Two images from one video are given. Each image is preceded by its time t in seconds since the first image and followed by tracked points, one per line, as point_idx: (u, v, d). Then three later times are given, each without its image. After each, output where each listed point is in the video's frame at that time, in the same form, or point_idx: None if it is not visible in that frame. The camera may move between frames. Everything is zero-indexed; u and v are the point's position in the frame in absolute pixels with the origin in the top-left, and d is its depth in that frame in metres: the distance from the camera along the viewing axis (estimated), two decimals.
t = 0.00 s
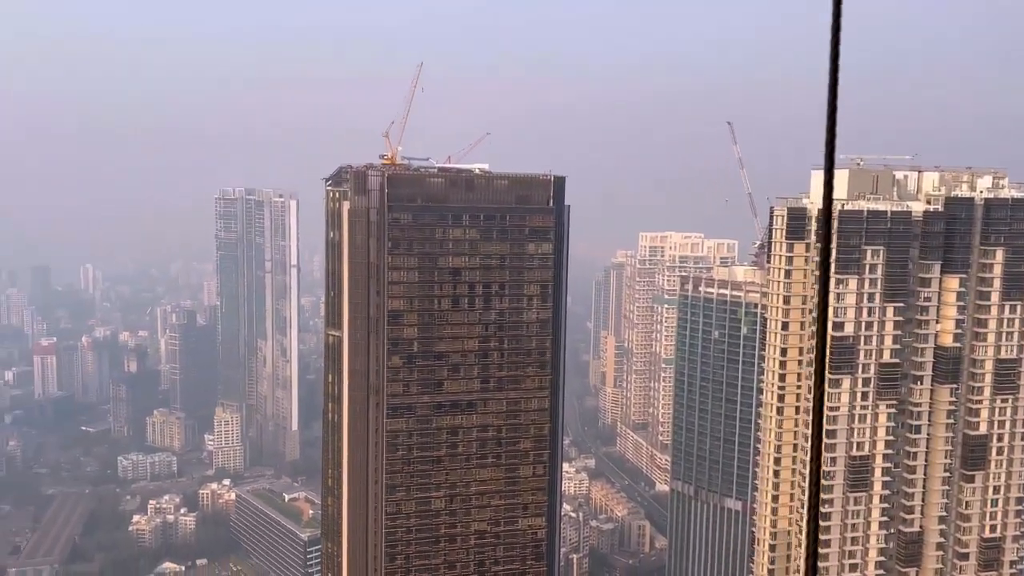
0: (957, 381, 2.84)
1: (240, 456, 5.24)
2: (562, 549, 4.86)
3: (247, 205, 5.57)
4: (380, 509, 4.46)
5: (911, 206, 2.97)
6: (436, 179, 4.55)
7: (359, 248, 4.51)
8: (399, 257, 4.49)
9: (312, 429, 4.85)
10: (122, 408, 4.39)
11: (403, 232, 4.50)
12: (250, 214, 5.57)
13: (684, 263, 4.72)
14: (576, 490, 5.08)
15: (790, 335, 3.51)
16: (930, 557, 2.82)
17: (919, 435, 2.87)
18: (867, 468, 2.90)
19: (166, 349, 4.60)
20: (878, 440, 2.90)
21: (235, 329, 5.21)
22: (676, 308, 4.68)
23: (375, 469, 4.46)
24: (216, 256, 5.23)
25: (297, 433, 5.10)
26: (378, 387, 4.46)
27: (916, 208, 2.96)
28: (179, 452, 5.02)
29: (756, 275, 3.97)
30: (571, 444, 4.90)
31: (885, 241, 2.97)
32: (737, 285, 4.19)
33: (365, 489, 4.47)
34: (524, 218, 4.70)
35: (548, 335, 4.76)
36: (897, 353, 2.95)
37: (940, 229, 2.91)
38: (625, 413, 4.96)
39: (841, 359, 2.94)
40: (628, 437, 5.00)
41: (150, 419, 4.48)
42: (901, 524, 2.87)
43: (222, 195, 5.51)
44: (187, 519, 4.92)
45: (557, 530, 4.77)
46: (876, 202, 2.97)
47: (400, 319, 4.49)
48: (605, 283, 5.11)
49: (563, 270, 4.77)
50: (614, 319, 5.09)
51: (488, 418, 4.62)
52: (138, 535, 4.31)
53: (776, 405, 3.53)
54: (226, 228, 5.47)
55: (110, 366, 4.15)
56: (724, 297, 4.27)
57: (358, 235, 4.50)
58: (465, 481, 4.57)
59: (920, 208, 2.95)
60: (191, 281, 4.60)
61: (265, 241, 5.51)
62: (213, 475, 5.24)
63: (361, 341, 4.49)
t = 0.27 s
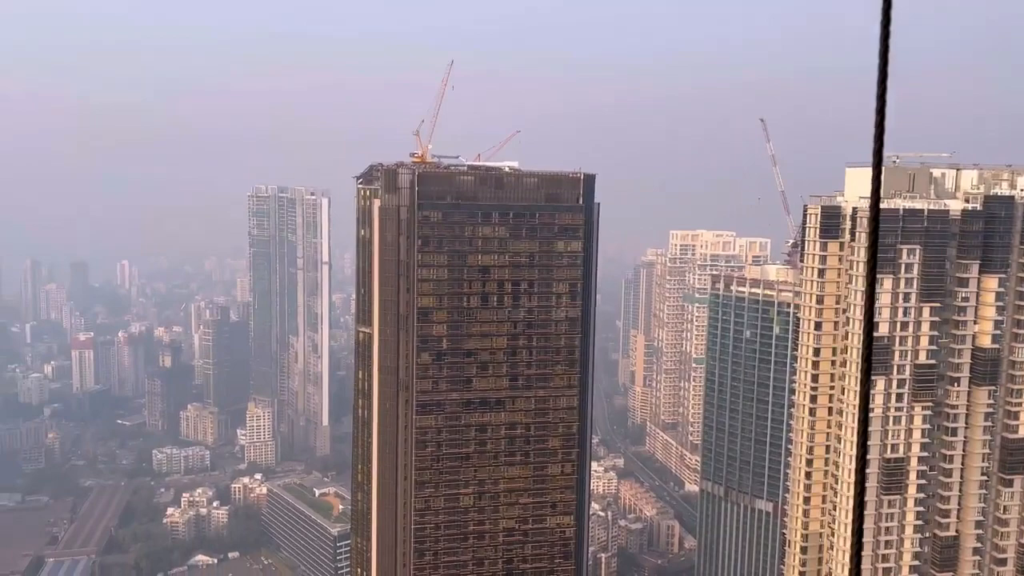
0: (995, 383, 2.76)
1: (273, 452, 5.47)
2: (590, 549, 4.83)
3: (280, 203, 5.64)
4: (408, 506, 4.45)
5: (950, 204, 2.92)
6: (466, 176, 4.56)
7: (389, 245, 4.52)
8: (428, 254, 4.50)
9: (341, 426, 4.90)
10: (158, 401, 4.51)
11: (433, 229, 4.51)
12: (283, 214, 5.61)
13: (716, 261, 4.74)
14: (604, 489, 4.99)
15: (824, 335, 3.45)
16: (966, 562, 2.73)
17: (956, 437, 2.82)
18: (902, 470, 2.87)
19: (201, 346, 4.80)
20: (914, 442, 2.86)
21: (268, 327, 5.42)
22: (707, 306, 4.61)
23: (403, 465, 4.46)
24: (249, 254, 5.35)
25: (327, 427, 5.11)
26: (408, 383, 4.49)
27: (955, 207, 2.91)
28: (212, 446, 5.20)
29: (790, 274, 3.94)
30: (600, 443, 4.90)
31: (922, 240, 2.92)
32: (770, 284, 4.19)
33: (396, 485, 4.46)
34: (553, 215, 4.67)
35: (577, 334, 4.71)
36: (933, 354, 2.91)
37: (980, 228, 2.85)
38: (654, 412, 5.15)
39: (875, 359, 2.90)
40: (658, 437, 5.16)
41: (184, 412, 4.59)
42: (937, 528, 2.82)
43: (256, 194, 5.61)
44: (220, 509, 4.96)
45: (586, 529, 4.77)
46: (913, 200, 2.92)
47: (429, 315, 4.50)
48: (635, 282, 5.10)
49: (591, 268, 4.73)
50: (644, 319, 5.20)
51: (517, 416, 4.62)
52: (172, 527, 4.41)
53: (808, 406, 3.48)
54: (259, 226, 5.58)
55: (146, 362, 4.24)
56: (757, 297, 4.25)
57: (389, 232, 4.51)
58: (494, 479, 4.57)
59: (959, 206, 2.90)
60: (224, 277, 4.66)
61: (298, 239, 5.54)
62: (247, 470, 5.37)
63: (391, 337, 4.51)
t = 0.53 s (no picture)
0: None
1: (303, 447, 5.53)
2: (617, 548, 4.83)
3: (311, 201, 5.68)
4: (437, 504, 4.48)
5: (987, 203, 2.86)
6: (494, 175, 4.59)
7: (418, 244, 4.54)
8: (456, 253, 4.52)
9: (370, 422, 4.95)
10: (191, 395, 4.59)
11: (462, 228, 4.53)
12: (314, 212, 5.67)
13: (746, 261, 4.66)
14: (632, 489, 5.04)
15: (856, 335, 3.40)
16: (1002, 567, 2.73)
17: (992, 440, 2.78)
18: (935, 474, 2.82)
19: (232, 342, 4.90)
20: (947, 445, 2.82)
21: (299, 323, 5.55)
22: (737, 305, 4.58)
23: (432, 462, 4.50)
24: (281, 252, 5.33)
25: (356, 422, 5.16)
26: (436, 381, 4.51)
27: (992, 205, 2.86)
28: (244, 441, 5.25)
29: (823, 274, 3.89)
30: (626, 442, 4.85)
31: (959, 239, 2.86)
32: (801, 284, 4.11)
33: (423, 482, 4.51)
34: (582, 213, 4.64)
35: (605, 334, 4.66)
36: (969, 355, 2.84)
37: (1019, 227, 2.81)
38: (681, 411, 5.25)
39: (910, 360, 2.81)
40: (685, 436, 5.28)
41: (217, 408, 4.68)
42: (971, 533, 2.78)
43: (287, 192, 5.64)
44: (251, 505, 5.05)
45: (613, 528, 4.73)
46: (949, 199, 2.85)
47: (457, 314, 4.51)
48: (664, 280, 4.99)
49: (619, 267, 4.68)
50: (673, 318, 5.15)
51: (544, 414, 4.60)
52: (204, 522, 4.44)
53: (840, 407, 3.43)
54: (291, 223, 5.62)
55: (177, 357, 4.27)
56: (788, 297, 4.17)
57: (418, 230, 4.54)
58: (521, 477, 4.57)
59: (996, 204, 2.85)
60: (257, 274, 4.69)
61: (328, 237, 5.60)
62: (276, 465, 5.46)
63: (419, 335, 4.53)
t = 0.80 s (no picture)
0: None
1: (332, 443, 5.50)
2: (643, 549, 4.76)
3: (340, 200, 5.77)
4: (464, 502, 4.49)
5: None
6: (522, 174, 4.59)
7: (445, 243, 4.56)
8: (484, 251, 4.52)
9: (398, 419, 4.98)
10: (222, 392, 4.62)
11: (489, 226, 4.53)
12: (343, 211, 5.75)
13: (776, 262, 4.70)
14: (659, 490, 4.88)
15: (889, 336, 3.35)
16: None
17: None
18: (971, 479, 2.74)
19: (264, 338, 4.84)
20: (983, 450, 2.76)
21: (328, 319, 5.54)
22: (768, 305, 4.54)
23: (459, 460, 4.51)
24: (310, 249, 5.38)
25: (383, 420, 5.25)
26: (463, 379, 4.53)
27: None
28: (273, 436, 5.14)
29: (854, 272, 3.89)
30: (655, 442, 4.78)
31: (995, 239, 2.83)
32: (833, 284, 4.06)
33: (449, 480, 4.53)
34: (610, 212, 4.62)
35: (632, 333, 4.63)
36: (1005, 358, 2.79)
37: None
38: (711, 411, 5.11)
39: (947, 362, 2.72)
40: (713, 438, 5.15)
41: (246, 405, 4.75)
42: (1006, 538, 2.74)
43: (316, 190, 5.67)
44: (279, 501, 4.94)
45: (640, 529, 4.68)
46: (984, 199, 2.83)
47: (484, 312, 4.52)
48: (694, 279, 4.92)
49: (647, 265, 4.63)
50: (702, 317, 5.10)
51: (571, 414, 4.57)
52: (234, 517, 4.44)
53: (871, 409, 3.38)
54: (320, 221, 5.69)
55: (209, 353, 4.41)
56: (819, 297, 4.13)
57: (445, 228, 4.56)
58: (547, 475, 4.55)
59: None
60: (286, 273, 4.74)
61: (357, 236, 5.67)
62: (304, 463, 5.36)
63: (447, 334, 4.55)
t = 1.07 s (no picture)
0: None
1: (359, 441, 5.62)
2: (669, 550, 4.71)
3: (367, 199, 5.81)
4: (490, 501, 4.50)
5: None
6: (548, 173, 4.58)
7: (471, 242, 4.57)
8: (510, 251, 4.52)
9: (424, 418, 5.01)
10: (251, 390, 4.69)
11: (515, 226, 4.53)
12: (369, 209, 5.77)
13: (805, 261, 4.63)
14: (686, 491, 4.88)
15: (921, 338, 3.30)
16: None
17: None
18: (1007, 483, 2.70)
19: (291, 338, 4.94)
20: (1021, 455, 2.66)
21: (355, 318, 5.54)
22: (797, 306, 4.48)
23: (485, 459, 4.53)
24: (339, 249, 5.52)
25: (408, 419, 5.25)
26: (488, 378, 4.55)
27: None
28: (300, 433, 5.29)
29: (887, 272, 3.82)
30: (682, 442, 4.73)
31: None
32: (864, 284, 4.00)
33: (475, 479, 4.54)
34: (637, 212, 4.59)
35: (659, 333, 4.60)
36: None
37: None
38: (738, 412, 5.08)
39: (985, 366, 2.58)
40: (741, 440, 5.15)
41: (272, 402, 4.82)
42: None
43: (344, 189, 5.77)
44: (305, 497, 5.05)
45: (666, 530, 4.64)
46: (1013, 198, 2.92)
47: (509, 312, 4.52)
48: (721, 278, 4.93)
49: (674, 265, 4.59)
50: (730, 318, 5.10)
51: (597, 414, 4.55)
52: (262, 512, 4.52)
53: (903, 412, 3.33)
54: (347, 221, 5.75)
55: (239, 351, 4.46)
56: (850, 298, 4.07)
57: (471, 227, 4.57)
58: (573, 476, 4.54)
59: None
60: (314, 271, 4.76)
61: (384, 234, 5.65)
62: (331, 459, 5.49)
63: (472, 333, 4.56)
